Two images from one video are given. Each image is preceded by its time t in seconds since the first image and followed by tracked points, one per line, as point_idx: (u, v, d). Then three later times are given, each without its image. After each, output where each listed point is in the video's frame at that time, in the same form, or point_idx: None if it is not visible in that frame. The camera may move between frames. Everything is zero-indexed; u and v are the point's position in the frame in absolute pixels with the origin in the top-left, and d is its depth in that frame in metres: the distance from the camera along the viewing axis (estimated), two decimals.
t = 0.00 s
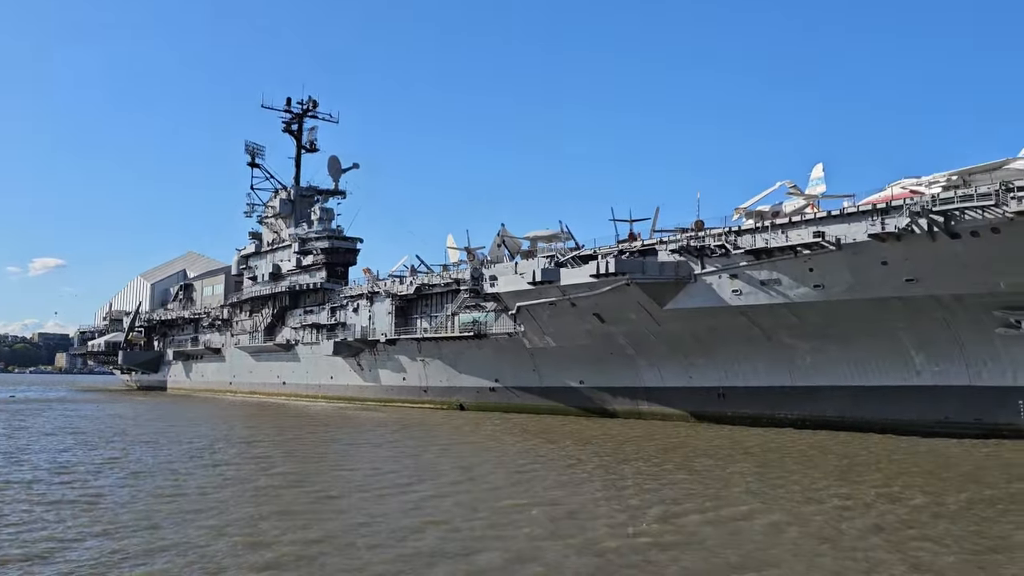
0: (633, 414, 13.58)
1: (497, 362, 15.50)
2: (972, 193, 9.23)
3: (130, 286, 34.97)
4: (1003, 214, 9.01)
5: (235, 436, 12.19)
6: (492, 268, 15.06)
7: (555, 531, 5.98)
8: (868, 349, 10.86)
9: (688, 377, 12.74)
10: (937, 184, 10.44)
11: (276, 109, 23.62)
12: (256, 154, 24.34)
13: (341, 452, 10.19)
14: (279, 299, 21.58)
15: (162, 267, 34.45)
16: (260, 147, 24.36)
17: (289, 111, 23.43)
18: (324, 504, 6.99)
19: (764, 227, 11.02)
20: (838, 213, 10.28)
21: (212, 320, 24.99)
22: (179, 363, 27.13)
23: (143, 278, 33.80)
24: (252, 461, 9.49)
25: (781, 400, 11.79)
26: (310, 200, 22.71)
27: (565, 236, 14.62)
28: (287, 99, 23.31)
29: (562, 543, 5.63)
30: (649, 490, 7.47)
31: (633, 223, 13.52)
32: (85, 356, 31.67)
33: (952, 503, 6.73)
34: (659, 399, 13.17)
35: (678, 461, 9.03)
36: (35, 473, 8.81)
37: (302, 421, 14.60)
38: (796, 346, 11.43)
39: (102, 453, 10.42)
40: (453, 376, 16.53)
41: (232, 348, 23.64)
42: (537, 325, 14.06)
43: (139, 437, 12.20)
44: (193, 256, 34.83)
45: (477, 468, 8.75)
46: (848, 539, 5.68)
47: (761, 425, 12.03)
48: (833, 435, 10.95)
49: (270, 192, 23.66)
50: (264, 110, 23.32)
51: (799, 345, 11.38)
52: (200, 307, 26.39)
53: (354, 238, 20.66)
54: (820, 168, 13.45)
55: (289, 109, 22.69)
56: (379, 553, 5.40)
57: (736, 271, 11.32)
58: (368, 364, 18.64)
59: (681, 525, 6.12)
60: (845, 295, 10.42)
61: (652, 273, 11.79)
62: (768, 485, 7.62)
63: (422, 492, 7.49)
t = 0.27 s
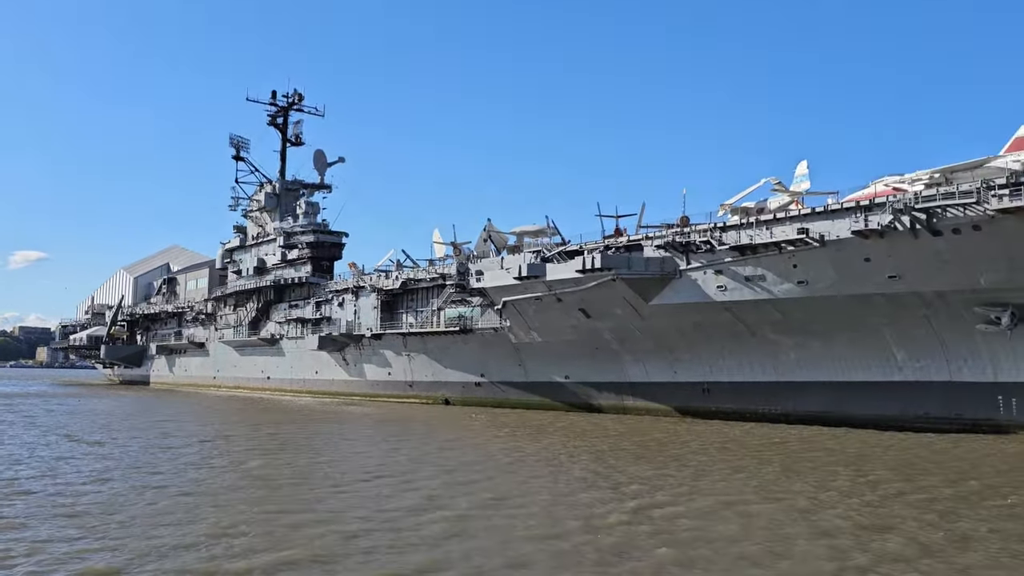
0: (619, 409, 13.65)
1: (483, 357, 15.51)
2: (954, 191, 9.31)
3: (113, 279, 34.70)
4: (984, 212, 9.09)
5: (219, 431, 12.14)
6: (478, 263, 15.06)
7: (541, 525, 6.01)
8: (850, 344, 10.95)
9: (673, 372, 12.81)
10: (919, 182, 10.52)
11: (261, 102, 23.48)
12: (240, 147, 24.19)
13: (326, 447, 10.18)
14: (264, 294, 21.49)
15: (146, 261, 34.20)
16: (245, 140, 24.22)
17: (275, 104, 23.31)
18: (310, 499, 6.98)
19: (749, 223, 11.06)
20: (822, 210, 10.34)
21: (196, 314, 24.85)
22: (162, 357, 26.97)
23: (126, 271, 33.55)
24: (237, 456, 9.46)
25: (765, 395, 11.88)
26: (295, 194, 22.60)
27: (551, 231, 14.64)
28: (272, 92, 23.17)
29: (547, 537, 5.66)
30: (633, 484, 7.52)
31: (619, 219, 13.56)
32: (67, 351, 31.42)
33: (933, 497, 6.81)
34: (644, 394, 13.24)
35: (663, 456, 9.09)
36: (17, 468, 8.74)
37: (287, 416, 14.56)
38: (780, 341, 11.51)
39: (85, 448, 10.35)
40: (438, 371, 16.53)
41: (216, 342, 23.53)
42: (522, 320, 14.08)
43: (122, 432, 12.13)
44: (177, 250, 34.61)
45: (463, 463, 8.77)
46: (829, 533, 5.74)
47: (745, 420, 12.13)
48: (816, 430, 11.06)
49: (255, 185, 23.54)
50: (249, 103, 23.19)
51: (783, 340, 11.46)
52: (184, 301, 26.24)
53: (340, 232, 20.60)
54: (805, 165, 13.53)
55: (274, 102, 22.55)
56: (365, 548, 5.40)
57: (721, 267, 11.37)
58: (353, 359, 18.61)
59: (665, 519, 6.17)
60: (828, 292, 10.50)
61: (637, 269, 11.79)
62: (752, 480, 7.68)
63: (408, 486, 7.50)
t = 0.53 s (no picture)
0: (609, 402, 13.70)
1: (473, 350, 15.53)
2: (942, 186, 9.35)
3: (101, 272, 34.51)
4: (972, 207, 9.14)
5: (209, 424, 12.11)
6: (468, 256, 15.05)
7: (532, 518, 6.02)
8: (839, 338, 11.02)
9: (663, 366, 12.86)
10: (909, 177, 10.57)
11: (251, 94, 23.37)
12: (230, 140, 24.08)
13: (316, 440, 10.17)
14: (253, 286, 21.42)
15: (134, 253, 34.03)
16: (235, 132, 24.10)
17: (264, 96, 23.20)
18: (301, 492, 6.99)
19: (739, 217, 11.07)
20: (812, 204, 10.38)
21: (185, 307, 24.75)
22: (151, 350, 26.87)
23: (114, 264, 33.38)
24: (227, 449, 9.44)
25: (754, 388, 11.95)
26: (285, 187, 22.52)
27: (542, 225, 14.64)
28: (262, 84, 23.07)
29: (538, 529, 5.68)
30: (624, 477, 7.55)
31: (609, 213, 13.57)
32: (54, 343, 31.26)
33: (921, 490, 6.87)
34: (635, 387, 13.29)
35: (653, 449, 9.12)
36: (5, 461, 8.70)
37: (277, 409, 14.54)
38: (769, 335, 11.57)
39: (73, 441, 10.31)
40: (428, 364, 16.53)
41: (206, 335, 23.45)
42: (513, 313, 14.09)
43: (110, 425, 12.08)
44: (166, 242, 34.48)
45: (453, 456, 8.78)
46: (818, 525, 5.79)
47: (735, 413, 12.19)
48: (804, 423, 11.14)
49: (245, 178, 23.43)
50: (239, 95, 23.08)
51: (773, 334, 11.52)
52: (173, 294, 26.13)
53: (330, 225, 20.54)
54: (795, 160, 13.58)
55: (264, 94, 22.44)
56: (359, 541, 5.42)
57: (712, 261, 11.41)
58: (343, 352, 18.59)
59: (655, 512, 6.20)
60: (817, 286, 10.55)
61: (628, 262, 11.89)
62: (742, 473, 7.72)
63: (399, 480, 7.50)
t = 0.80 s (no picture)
0: (602, 395, 13.74)
1: (466, 344, 15.53)
2: (934, 180, 9.38)
3: (92, 264, 34.36)
4: (963, 201, 9.18)
5: (201, 417, 12.09)
6: (461, 249, 15.03)
7: (525, 511, 6.03)
8: (831, 332, 11.06)
9: (656, 359, 12.90)
10: (901, 171, 10.60)
11: (243, 86, 23.26)
12: (222, 132, 23.97)
13: (309, 434, 10.16)
14: (246, 279, 21.36)
15: (125, 246, 33.89)
16: (227, 124, 23.99)
17: (257, 88, 23.10)
18: (295, 485, 6.98)
19: (732, 211, 11.09)
20: (804, 198, 10.40)
21: (176, 300, 24.66)
22: (143, 343, 26.79)
23: (106, 256, 33.24)
24: (219, 442, 9.43)
25: (746, 382, 12.00)
26: (277, 179, 22.44)
27: (535, 218, 14.63)
28: (254, 76, 22.95)
29: (531, 522, 5.69)
30: (616, 470, 7.56)
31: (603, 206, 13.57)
32: (45, 336, 31.14)
33: (912, 483, 6.92)
34: (627, 381, 13.32)
35: (645, 442, 9.14)
36: None
37: (269, 402, 14.52)
38: (762, 328, 11.60)
39: (65, 434, 10.27)
40: (421, 357, 16.53)
41: (198, 328, 23.39)
42: (506, 306, 14.09)
43: (103, 418, 12.05)
44: (157, 234, 34.32)
45: (447, 450, 8.79)
46: (809, 518, 5.81)
47: (727, 406, 12.24)
48: (796, 416, 11.20)
49: (237, 170, 23.34)
50: (231, 86, 22.96)
51: (765, 328, 11.55)
52: (165, 286, 26.04)
53: (323, 218, 20.49)
54: (788, 153, 13.60)
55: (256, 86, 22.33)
56: (354, 534, 5.42)
57: (704, 255, 11.43)
58: (336, 345, 18.57)
59: (647, 504, 6.21)
60: (809, 279, 10.58)
61: (621, 255, 11.93)
62: (734, 465, 7.75)
63: (392, 473, 7.51)
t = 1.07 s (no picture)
0: (596, 389, 13.76)
1: (461, 337, 15.53)
2: (928, 174, 9.40)
3: (84, 258, 34.25)
4: (957, 195, 9.20)
5: (195, 411, 12.07)
6: (456, 243, 15.02)
7: (519, 504, 6.04)
8: (824, 326, 11.09)
9: (650, 353, 12.92)
10: (895, 166, 10.62)
11: (237, 79, 23.17)
12: (216, 125, 23.89)
13: (303, 428, 10.15)
14: (240, 273, 21.32)
15: (118, 239, 33.80)
16: (220, 117, 23.90)
17: (251, 81, 23.02)
18: (289, 479, 6.97)
19: (727, 205, 11.10)
20: (799, 192, 10.41)
21: (170, 293, 24.60)
22: (136, 337, 26.72)
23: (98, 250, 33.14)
24: (214, 436, 9.41)
25: (740, 375, 12.03)
26: (271, 173, 22.38)
27: (530, 213, 14.62)
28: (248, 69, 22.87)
29: (527, 516, 5.70)
30: (610, 464, 7.58)
31: (597, 200, 13.56)
32: (38, 330, 31.04)
33: (905, 477, 6.94)
34: (622, 374, 13.35)
35: (639, 436, 9.17)
36: None
37: (264, 396, 14.51)
38: (756, 322, 11.62)
39: (58, 428, 10.25)
40: (416, 351, 16.53)
41: (192, 322, 23.34)
42: (500, 301, 14.09)
43: (96, 412, 12.03)
44: (151, 228, 34.23)
45: (441, 443, 8.79)
46: (804, 511, 5.83)
47: (721, 399, 12.28)
48: (790, 410, 11.23)
49: (231, 163, 23.26)
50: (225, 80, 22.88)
51: (759, 322, 11.57)
52: (158, 280, 25.97)
53: (317, 212, 20.45)
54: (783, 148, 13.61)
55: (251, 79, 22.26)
56: (348, 528, 5.42)
57: (699, 250, 11.44)
58: (331, 339, 18.56)
59: (642, 498, 6.23)
60: (803, 274, 10.60)
61: (616, 250, 11.92)
62: (728, 459, 7.77)
63: (387, 467, 7.50)
